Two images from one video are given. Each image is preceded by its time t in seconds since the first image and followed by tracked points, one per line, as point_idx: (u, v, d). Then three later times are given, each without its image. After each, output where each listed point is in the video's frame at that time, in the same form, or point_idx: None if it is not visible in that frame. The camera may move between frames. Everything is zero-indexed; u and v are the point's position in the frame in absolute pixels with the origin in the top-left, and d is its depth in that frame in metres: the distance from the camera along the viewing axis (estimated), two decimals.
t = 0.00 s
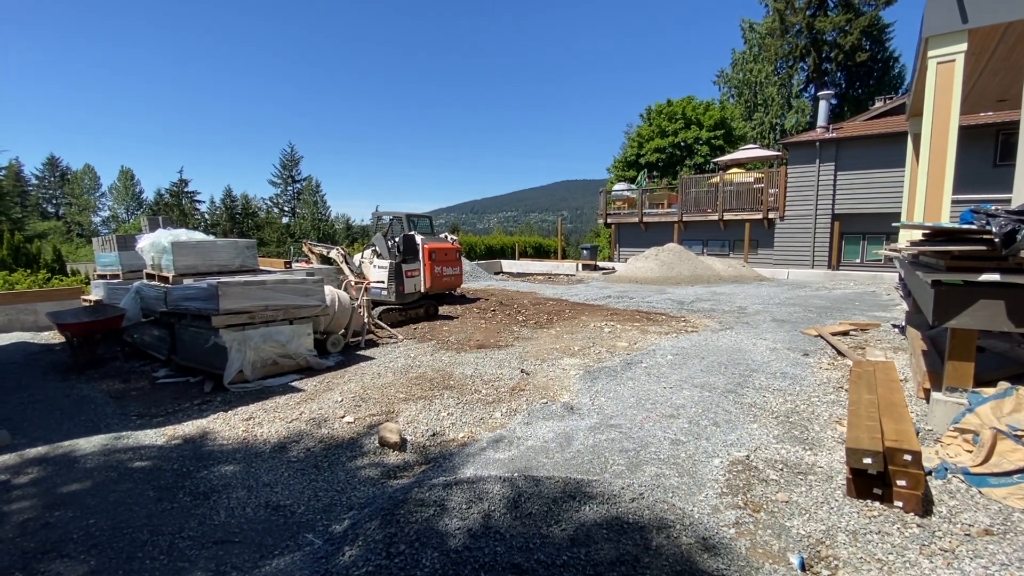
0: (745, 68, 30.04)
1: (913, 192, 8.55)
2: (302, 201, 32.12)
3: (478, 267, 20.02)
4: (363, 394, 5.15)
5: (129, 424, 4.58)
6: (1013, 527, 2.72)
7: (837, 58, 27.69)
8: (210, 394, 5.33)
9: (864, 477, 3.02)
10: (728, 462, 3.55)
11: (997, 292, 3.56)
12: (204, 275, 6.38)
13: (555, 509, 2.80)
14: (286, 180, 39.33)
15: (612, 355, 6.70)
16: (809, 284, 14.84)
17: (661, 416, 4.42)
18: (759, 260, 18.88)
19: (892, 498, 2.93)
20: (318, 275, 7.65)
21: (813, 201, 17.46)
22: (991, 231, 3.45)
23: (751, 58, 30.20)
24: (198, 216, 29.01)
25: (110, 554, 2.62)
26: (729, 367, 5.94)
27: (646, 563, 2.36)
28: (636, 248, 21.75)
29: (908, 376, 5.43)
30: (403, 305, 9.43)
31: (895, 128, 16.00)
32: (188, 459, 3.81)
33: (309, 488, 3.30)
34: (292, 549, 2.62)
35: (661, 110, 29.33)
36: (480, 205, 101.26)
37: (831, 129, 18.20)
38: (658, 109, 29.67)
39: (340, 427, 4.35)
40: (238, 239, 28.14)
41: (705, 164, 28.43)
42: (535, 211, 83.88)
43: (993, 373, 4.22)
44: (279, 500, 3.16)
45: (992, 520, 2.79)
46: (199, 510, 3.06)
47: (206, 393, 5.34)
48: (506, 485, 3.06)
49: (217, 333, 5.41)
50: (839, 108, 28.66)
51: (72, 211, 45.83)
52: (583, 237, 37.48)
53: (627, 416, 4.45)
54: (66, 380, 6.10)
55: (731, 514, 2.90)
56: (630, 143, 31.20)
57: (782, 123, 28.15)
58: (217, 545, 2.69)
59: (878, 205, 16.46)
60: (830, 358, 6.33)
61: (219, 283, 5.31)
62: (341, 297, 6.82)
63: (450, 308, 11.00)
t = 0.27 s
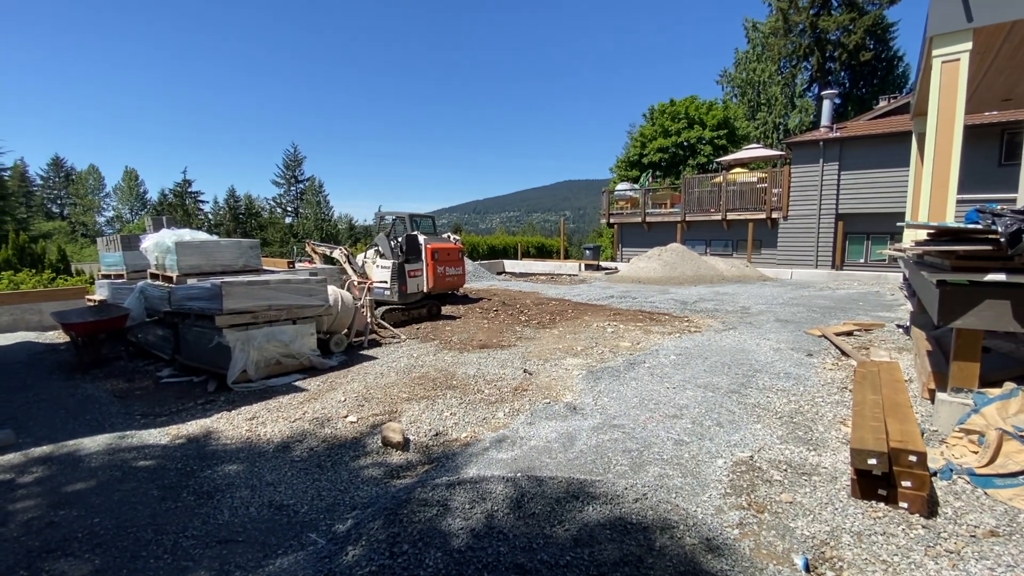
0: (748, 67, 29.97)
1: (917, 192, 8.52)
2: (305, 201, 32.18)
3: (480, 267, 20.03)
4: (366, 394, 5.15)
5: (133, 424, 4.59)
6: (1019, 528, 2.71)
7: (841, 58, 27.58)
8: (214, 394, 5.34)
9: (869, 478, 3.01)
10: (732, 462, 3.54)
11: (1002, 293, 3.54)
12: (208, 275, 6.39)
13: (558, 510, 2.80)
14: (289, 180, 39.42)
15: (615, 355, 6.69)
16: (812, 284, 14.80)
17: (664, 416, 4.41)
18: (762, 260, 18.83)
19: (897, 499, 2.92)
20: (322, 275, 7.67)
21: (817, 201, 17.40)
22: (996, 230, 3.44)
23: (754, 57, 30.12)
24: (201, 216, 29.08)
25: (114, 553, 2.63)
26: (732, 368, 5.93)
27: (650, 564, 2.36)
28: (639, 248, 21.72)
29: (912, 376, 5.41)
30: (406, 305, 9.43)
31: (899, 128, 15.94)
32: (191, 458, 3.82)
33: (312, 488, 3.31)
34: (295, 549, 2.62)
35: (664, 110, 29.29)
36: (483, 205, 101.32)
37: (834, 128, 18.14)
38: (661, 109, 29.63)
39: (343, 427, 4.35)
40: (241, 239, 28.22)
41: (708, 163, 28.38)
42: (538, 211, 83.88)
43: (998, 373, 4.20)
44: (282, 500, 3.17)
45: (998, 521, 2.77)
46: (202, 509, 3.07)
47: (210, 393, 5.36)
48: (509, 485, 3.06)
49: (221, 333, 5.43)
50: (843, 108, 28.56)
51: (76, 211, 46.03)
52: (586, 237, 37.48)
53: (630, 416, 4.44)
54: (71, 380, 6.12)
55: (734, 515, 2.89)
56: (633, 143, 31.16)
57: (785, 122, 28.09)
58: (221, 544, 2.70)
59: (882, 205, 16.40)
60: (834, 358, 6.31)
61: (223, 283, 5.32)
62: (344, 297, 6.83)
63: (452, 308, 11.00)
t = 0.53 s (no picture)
0: (751, 67, 29.91)
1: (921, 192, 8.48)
2: (308, 201, 32.23)
3: (483, 267, 20.04)
4: (369, 393, 5.16)
5: (137, 423, 4.61)
6: None
7: (845, 57, 27.49)
8: (217, 393, 5.35)
9: (872, 478, 3.00)
10: (735, 463, 3.53)
11: (1007, 293, 3.53)
12: (211, 274, 6.41)
13: (560, 509, 2.80)
14: (292, 180, 39.50)
15: (617, 355, 6.69)
16: (816, 284, 14.75)
17: (666, 416, 4.40)
18: (765, 260, 18.79)
19: (901, 500, 2.91)
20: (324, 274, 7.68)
21: (820, 200, 17.35)
22: (1001, 230, 3.42)
23: (758, 57, 30.05)
24: (205, 216, 29.16)
25: (118, 551, 2.64)
26: (735, 368, 5.92)
27: (653, 564, 2.35)
28: (642, 248, 21.70)
29: (916, 377, 5.39)
30: (409, 305, 9.44)
31: (903, 127, 15.89)
32: (195, 457, 3.83)
33: (315, 487, 3.31)
34: (298, 548, 2.62)
35: (667, 110, 29.27)
36: (485, 205, 101.36)
37: (837, 128, 18.09)
38: (664, 109, 29.59)
39: (346, 426, 4.36)
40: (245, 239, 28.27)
41: (711, 163, 28.34)
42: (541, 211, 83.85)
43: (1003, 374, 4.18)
44: (285, 499, 3.17)
45: (1002, 523, 2.76)
46: (206, 508, 3.08)
47: (213, 392, 5.37)
48: (511, 485, 3.06)
49: (225, 333, 5.44)
50: (847, 107, 28.47)
51: (80, 211, 46.23)
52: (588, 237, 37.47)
53: (633, 416, 4.44)
54: (75, 379, 6.15)
55: (737, 515, 2.89)
56: (636, 143, 31.13)
57: (789, 122, 28.02)
58: (224, 543, 2.70)
59: (886, 204, 16.34)
60: (838, 358, 6.29)
61: (227, 283, 5.34)
62: (347, 297, 6.83)
63: (455, 308, 11.01)
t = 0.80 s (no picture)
0: (753, 66, 29.87)
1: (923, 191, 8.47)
2: (310, 200, 32.27)
3: (485, 266, 20.04)
4: (371, 393, 5.16)
5: (139, 422, 4.62)
6: None
7: (847, 56, 27.44)
8: (219, 392, 5.37)
9: (874, 478, 3.00)
10: (736, 462, 3.53)
11: (1010, 293, 3.52)
12: (213, 274, 6.42)
13: (562, 509, 2.80)
14: (293, 180, 39.53)
15: (619, 354, 6.68)
16: (818, 284, 14.72)
17: (668, 416, 4.40)
18: (767, 260, 18.77)
19: (903, 500, 2.91)
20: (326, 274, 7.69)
21: (822, 200, 17.32)
22: (1004, 230, 3.42)
23: (760, 56, 30.00)
24: (206, 215, 29.21)
25: (121, 550, 2.64)
26: (736, 367, 5.91)
27: (654, 563, 2.36)
28: (643, 248, 21.69)
29: (918, 377, 5.38)
30: (410, 304, 9.45)
31: (906, 126, 15.85)
32: (197, 456, 3.84)
33: (317, 486, 3.32)
34: (300, 547, 2.63)
35: (668, 109, 29.24)
36: (487, 205, 101.35)
37: (839, 127, 18.06)
38: (666, 108, 29.57)
39: (347, 426, 4.36)
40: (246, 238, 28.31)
41: (713, 162, 28.31)
42: (542, 211, 83.85)
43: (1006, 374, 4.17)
44: (287, 498, 3.18)
45: (1004, 523, 2.76)
46: (208, 507, 3.08)
47: (215, 391, 5.39)
48: (513, 484, 3.06)
49: (227, 332, 5.45)
50: (849, 107, 28.43)
51: (83, 210, 46.33)
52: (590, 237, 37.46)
53: (634, 416, 4.44)
54: (78, 378, 6.17)
55: (739, 515, 2.89)
56: (638, 142, 31.10)
57: (791, 121, 27.99)
58: (226, 542, 2.71)
59: (889, 204, 16.30)
60: (840, 358, 6.28)
61: (229, 282, 5.35)
62: (349, 296, 6.84)
63: (456, 307, 11.01)
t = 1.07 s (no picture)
0: (752, 66, 29.88)
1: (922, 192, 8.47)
2: (309, 199, 32.25)
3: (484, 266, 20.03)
4: (370, 392, 5.16)
5: (138, 420, 4.62)
6: (1022, 529, 2.70)
7: (846, 56, 27.44)
8: (219, 391, 5.37)
9: (873, 478, 3.00)
10: (736, 462, 3.53)
11: (1008, 293, 3.52)
12: (212, 273, 6.42)
13: (561, 508, 2.80)
14: (293, 179, 39.50)
15: (618, 354, 6.68)
16: (817, 284, 14.73)
17: (667, 416, 4.40)
18: (766, 259, 18.78)
19: (901, 499, 2.91)
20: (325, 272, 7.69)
21: (821, 200, 17.33)
22: (1002, 230, 3.43)
23: (760, 56, 30.01)
24: (206, 214, 29.18)
25: (119, 549, 2.64)
26: (736, 367, 5.92)
27: (653, 563, 2.36)
28: (643, 247, 21.69)
29: (917, 377, 5.39)
30: (410, 303, 9.45)
31: (905, 126, 15.86)
32: (196, 455, 3.84)
33: (316, 485, 3.32)
34: (299, 546, 2.63)
35: (668, 109, 29.25)
36: (486, 204, 101.32)
37: (839, 127, 18.07)
38: (666, 108, 29.57)
39: (347, 425, 4.36)
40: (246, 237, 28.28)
41: (713, 162, 28.33)
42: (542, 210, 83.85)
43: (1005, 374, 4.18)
44: (286, 497, 3.17)
45: (1001, 522, 2.76)
46: (207, 506, 3.08)
47: (214, 390, 5.38)
48: (512, 484, 3.06)
49: (226, 331, 5.45)
50: (848, 107, 28.45)
51: (81, 208, 46.27)
52: (589, 236, 37.46)
53: (633, 415, 4.44)
54: (77, 377, 6.16)
55: (738, 514, 2.89)
56: (637, 142, 31.10)
57: (790, 121, 28.01)
58: (225, 541, 2.71)
59: (888, 204, 16.31)
60: (839, 358, 6.28)
61: (228, 281, 5.35)
62: (348, 295, 6.83)
63: (456, 307, 11.01)
